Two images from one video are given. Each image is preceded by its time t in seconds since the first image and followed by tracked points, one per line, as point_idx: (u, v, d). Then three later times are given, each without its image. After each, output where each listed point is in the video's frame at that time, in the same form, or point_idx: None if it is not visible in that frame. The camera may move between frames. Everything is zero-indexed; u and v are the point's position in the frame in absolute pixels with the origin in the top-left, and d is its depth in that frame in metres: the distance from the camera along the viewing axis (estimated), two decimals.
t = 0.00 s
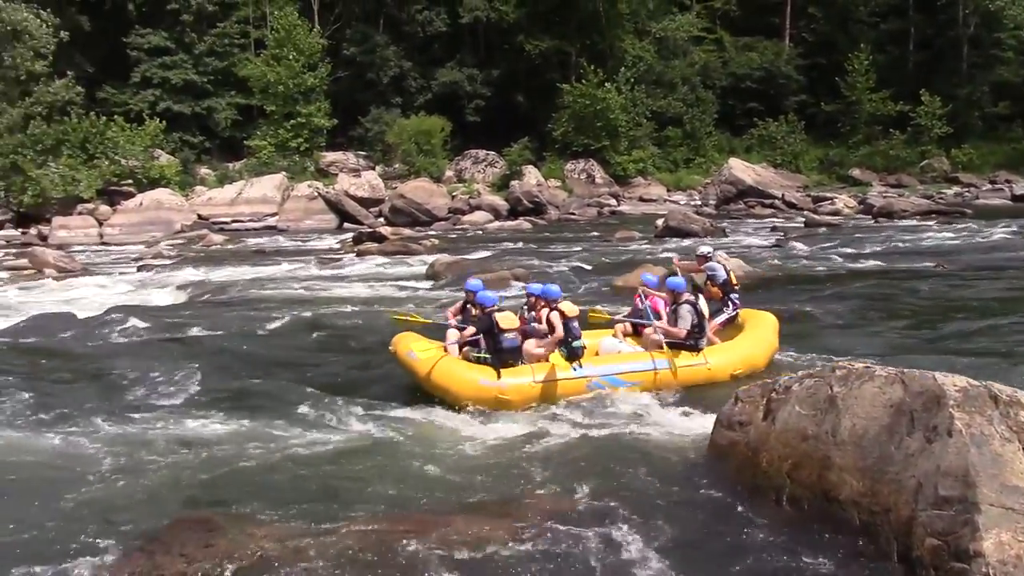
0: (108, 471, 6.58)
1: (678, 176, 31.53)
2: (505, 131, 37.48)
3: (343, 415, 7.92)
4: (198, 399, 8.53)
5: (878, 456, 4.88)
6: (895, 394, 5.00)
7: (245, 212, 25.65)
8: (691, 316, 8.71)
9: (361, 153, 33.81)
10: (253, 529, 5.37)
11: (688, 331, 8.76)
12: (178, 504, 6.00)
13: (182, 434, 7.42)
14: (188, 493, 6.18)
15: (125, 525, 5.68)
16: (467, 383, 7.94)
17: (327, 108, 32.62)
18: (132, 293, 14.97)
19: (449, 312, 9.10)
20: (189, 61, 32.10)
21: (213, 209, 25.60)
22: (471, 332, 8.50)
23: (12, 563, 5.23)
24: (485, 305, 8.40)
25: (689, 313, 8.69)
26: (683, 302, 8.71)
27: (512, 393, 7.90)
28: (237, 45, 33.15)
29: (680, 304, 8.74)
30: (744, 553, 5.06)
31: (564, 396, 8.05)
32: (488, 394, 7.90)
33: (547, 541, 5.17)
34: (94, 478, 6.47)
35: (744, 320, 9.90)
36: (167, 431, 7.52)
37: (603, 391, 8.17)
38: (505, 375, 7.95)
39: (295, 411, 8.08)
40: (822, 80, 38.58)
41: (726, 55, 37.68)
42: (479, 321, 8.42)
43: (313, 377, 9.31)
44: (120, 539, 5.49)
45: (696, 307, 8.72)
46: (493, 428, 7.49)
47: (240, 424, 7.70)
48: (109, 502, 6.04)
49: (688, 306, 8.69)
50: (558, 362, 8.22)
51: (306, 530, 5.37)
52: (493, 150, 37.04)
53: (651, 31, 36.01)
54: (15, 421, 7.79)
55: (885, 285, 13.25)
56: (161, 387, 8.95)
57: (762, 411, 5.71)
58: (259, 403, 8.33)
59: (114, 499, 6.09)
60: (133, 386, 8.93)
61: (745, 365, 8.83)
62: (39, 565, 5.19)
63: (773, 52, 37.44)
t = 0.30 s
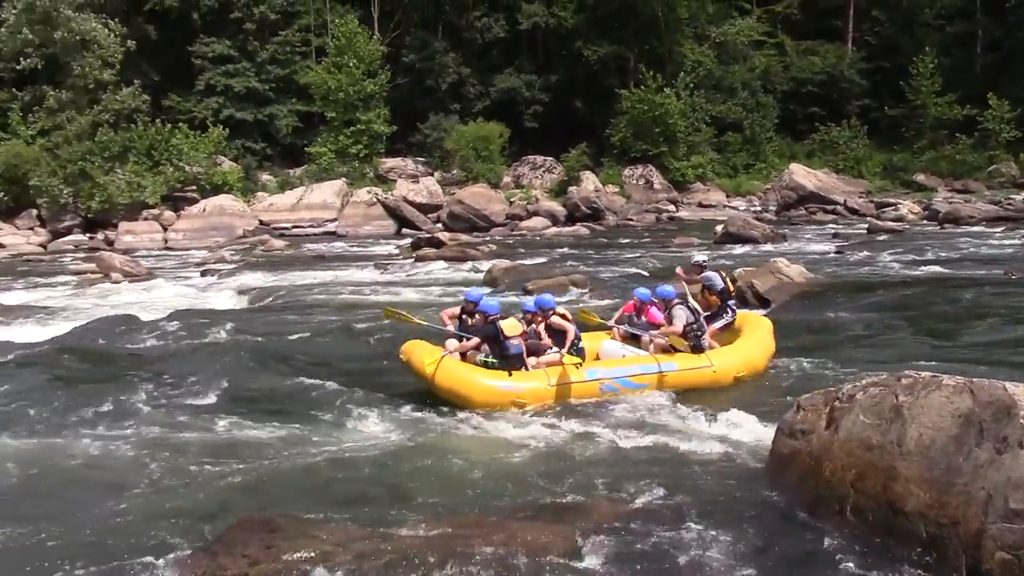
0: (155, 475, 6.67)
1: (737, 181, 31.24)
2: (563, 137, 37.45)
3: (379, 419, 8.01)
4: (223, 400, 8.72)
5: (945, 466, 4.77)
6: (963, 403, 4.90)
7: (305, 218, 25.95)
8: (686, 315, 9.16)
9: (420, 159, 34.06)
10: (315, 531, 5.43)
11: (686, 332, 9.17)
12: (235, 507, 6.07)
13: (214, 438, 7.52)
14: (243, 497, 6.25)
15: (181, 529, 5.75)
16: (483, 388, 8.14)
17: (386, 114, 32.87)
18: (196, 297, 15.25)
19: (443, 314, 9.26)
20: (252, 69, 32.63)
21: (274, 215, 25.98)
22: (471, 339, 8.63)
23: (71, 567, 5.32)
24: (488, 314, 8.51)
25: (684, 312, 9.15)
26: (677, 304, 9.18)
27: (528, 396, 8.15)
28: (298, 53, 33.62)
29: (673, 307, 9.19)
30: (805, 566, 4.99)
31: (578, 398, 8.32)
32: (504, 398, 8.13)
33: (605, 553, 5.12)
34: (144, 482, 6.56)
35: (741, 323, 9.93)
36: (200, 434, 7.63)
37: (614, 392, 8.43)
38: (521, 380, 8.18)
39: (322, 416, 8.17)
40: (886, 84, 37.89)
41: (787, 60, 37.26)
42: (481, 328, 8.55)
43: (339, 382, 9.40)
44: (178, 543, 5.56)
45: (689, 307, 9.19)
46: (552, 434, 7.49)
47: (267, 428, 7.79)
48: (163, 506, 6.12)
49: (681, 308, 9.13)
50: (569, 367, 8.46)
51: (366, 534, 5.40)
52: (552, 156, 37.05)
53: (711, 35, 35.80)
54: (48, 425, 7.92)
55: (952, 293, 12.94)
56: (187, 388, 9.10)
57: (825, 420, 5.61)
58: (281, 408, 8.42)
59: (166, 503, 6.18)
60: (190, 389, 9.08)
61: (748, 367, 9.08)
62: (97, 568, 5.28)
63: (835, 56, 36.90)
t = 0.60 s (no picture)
0: (189, 480, 6.68)
1: (789, 187, 30.95)
2: (613, 141, 37.36)
3: (401, 423, 8.01)
4: (246, 399, 8.85)
5: (1004, 478, 4.71)
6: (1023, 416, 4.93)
7: (355, 220, 26.09)
8: (676, 318, 9.62)
9: (469, 162, 34.18)
10: (365, 532, 5.47)
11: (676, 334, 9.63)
12: (284, 508, 6.13)
13: (232, 441, 7.56)
14: (286, 501, 6.24)
15: (225, 532, 5.76)
16: (487, 393, 8.11)
17: (436, 118, 32.99)
18: (246, 299, 15.43)
19: (438, 326, 9.49)
20: (305, 73, 32.99)
21: (325, 218, 26.19)
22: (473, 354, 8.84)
23: (112, 569, 5.33)
24: (488, 330, 8.69)
25: (674, 315, 9.61)
26: (667, 306, 9.67)
27: (533, 400, 8.13)
28: (350, 57, 33.91)
29: (664, 310, 9.66)
30: None
31: (580, 402, 8.30)
32: (509, 402, 8.11)
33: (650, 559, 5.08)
34: (185, 483, 6.62)
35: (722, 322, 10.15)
36: (220, 437, 7.67)
37: (614, 394, 8.42)
38: (524, 385, 8.16)
39: (333, 420, 8.21)
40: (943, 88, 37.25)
41: (841, 64, 36.85)
42: (481, 345, 8.75)
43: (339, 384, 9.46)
44: (223, 545, 5.57)
45: (678, 310, 9.67)
46: (600, 439, 7.46)
47: (279, 432, 7.82)
48: (202, 509, 6.13)
49: (672, 309, 9.62)
50: (569, 370, 8.44)
51: (416, 537, 5.42)
52: (602, 160, 36.95)
53: (763, 39, 35.54)
54: (61, 427, 7.95)
55: (1010, 302, 12.70)
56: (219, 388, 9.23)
57: (879, 430, 5.54)
58: (286, 412, 8.45)
59: (205, 506, 6.19)
60: (227, 390, 9.15)
61: (736, 365, 9.22)
62: (146, 566, 5.34)
63: (891, 59, 36.36)
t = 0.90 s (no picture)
0: (212, 484, 6.70)
1: (833, 191, 30.67)
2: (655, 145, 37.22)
3: (440, 426, 8.06)
4: (270, 401, 8.98)
5: None
6: None
7: (397, 223, 26.19)
8: (661, 324, 9.64)
9: (511, 166, 34.20)
10: (408, 535, 5.48)
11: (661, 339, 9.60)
12: (327, 509, 6.18)
13: (250, 445, 7.60)
14: (325, 505, 6.26)
15: (264, 536, 5.76)
16: (484, 396, 8.19)
17: (478, 122, 33.03)
18: (289, 301, 15.56)
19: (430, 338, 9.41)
20: (347, 77, 33.25)
21: (367, 221, 26.33)
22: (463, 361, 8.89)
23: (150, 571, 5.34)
24: (479, 335, 8.83)
25: (659, 321, 9.63)
26: (650, 312, 9.68)
27: (528, 399, 8.22)
28: (392, 61, 34.09)
29: (649, 315, 9.68)
30: None
31: (572, 401, 8.42)
32: (505, 403, 8.19)
33: (692, 563, 5.06)
34: (226, 484, 6.71)
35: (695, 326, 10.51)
36: (238, 441, 7.71)
37: (603, 393, 8.58)
38: (519, 386, 8.27)
39: (345, 421, 8.33)
40: (992, 90, 36.62)
41: (887, 67, 36.41)
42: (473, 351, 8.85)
43: (353, 385, 9.54)
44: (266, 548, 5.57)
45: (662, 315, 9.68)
46: (638, 443, 7.46)
47: (293, 434, 7.93)
48: (240, 514, 6.12)
49: (658, 315, 9.64)
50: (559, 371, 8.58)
51: (458, 540, 5.43)
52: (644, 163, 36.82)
53: (807, 42, 35.24)
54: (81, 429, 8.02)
55: None
56: (256, 390, 9.35)
57: (928, 437, 5.46)
58: (299, 414, 8.53)
59: (249, 506, 6.27)
60: (262, 393, 9.25)
61: (715, 363, 9.50)
62: (194, 563, 5.42)
63: (938, 62, 35.85)
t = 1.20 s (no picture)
0: (232, 488, 6.69)
1: (894, 197, 30.23)
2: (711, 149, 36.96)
3: (490, 428, 8.11)
4: (308, 400, 9.13)
5: None
6: None
7: (452, 226, 26.31)
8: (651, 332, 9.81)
9: (566, 169, 34.16)
10: (459, 537, 5.49)
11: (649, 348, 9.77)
12: (378, 510, 6.23)
13: (270, 448, 7.61)
14: (374, 506, 6.32)
15: (303, 539, 5.76)
16: (486, 393, 8.41)
17: (533, 125, 33.05)
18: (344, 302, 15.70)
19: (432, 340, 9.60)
20: (404, 81, 33.51)
21: (422, 223, 26.45)
22: (468, 360, 9.04)
23: (200, 566, 5.41)
24: (484, 334, 8.97)
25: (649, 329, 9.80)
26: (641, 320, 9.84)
27: (527, 397, 8.46)
28: (449, 64, 34.26)
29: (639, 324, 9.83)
30: None
31: (569, 402, 8.64)
32: (506, 401, 8.42)
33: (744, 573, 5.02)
34: (277, 483, 6.80)
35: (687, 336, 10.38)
36: (259, 444, 7.73)
37: (600, 394, 8.79)
38: (521, 384, 8.49)
39: (371, 419, 8.45)
40: None
41: (950, 71, 35.76)
42: (479, 350, 8.99)
43: (377, 386, 9.62)
44: (309, 552, 5.57)
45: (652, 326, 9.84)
46: (688, 449, 7.46)
47: (321, 434, 8.05)
48: (280, 518, 6.11)
49: (647, 323, 9.82)
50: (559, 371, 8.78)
51: (510, 543, 5.44)
52: (700, 168, 36.54)
53: (868, 46, 34.78)
54: (108, 430, 8.10)
55: None
56: (302, 390, 9.48)
57: (990, 449, 5.36)
58: (320, 417, 8.53)
59: (299, 504, 6.35)
60: (304, 395, 9.31)
61: (709, 368, 9.66)
62: (247, 558, 5.50)
63: (1004, 66, 35.09)
